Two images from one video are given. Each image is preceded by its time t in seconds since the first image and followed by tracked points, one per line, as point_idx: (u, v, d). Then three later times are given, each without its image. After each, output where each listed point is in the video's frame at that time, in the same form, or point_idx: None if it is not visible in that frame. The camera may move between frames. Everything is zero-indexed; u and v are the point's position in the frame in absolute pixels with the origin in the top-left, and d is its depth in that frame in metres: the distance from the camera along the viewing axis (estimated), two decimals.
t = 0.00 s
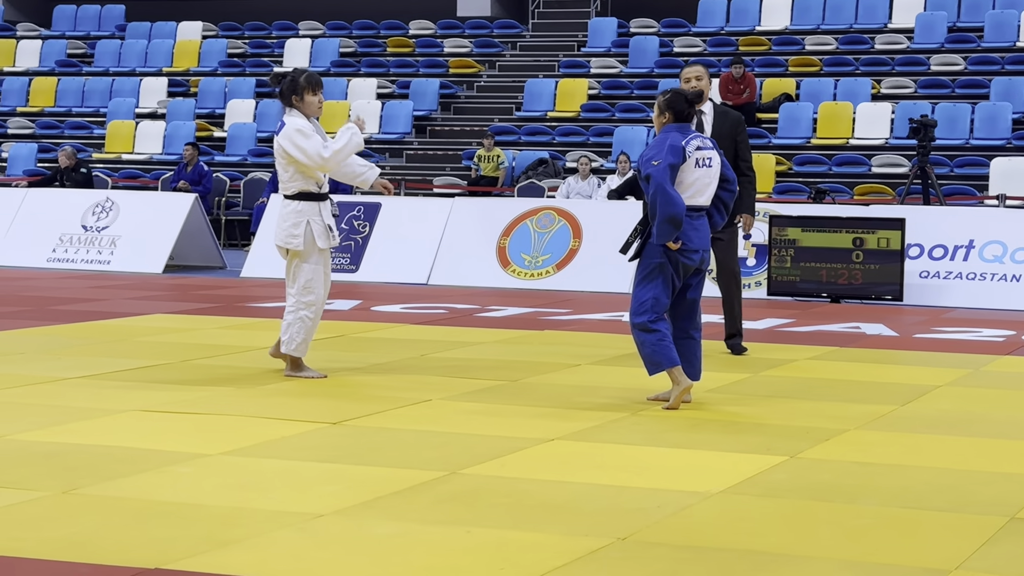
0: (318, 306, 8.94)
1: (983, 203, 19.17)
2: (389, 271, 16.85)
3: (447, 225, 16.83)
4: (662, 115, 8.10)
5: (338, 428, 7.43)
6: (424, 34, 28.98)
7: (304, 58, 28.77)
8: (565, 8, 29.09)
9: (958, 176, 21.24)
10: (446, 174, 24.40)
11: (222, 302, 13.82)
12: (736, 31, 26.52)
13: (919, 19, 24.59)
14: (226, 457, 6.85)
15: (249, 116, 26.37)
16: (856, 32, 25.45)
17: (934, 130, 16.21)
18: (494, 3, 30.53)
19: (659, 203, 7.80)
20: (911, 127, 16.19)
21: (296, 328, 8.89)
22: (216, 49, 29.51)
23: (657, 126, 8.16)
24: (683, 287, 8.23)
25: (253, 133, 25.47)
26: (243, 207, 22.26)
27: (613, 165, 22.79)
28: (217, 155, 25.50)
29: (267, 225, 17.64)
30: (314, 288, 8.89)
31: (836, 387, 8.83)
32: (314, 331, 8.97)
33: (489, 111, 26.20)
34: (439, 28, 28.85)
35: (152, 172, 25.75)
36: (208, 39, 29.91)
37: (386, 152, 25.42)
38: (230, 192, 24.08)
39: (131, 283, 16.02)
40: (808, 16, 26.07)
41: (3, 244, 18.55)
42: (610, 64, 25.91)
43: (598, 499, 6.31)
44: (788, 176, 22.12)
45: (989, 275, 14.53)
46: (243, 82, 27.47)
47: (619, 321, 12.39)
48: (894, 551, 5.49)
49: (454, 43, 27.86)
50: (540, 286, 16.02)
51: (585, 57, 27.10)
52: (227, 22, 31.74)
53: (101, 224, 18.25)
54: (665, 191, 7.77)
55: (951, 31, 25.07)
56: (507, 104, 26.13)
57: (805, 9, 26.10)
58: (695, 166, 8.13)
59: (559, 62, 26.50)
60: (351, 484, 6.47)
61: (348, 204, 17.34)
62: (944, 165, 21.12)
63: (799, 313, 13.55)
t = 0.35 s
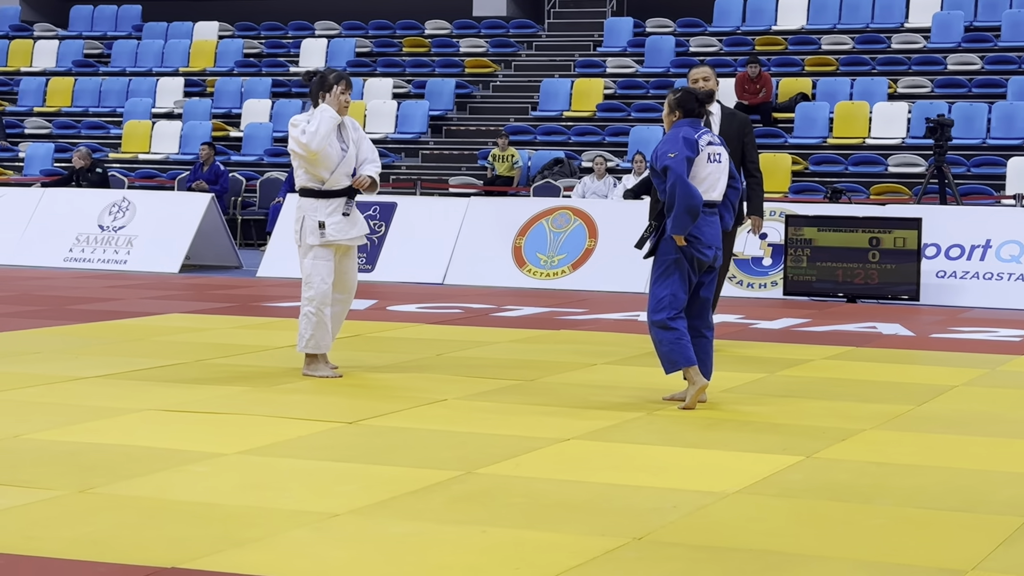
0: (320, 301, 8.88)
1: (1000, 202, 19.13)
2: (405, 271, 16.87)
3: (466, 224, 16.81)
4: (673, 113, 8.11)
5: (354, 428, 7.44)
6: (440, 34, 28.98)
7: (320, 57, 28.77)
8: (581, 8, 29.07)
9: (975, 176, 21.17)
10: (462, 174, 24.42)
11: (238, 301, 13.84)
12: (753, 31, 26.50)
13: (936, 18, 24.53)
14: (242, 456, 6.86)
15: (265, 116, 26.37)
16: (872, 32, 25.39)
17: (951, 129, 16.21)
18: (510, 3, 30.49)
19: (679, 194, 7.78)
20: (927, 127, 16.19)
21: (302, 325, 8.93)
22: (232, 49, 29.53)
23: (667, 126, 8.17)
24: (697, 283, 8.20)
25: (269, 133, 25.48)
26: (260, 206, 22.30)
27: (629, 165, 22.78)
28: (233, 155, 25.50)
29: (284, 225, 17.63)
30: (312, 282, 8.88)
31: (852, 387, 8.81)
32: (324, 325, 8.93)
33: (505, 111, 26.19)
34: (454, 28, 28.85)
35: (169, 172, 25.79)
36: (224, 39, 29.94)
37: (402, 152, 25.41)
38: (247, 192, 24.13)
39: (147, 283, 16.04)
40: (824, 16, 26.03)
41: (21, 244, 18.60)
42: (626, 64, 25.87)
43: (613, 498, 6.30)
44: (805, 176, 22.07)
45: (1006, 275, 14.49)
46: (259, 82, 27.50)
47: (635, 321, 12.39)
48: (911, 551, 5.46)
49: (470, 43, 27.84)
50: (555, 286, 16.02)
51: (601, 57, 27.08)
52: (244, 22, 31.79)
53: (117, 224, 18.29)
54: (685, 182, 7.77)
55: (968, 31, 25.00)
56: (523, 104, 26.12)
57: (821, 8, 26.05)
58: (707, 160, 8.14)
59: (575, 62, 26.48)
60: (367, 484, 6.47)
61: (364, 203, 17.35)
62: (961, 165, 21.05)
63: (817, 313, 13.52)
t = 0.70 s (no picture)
0: (336, 303, 8.89)
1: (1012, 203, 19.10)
2: (416, 271, 16.89)
3: (478, 225, 16.82)
4: (679, 116, 8.12)
5: (366, 428, 7.46)
6: (452, 35, 28.99)
7: (332, 58, 28.73)
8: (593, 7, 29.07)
9: (987, 177, 21.12)
10: (473, 175, 24.45)
11: (249, 301, 13.88)
12: (765, 31, 26.47)
13: (948, 19, 24.48)
14: (253, 456, 6.87)
15: (277, 116, 26.38)
16: (884, 32, 25.35)
17: (963, 129, 16.19)
18: (522, 4, 30.44)
19: (687, 207, 7.86)
20: (940, 127, 16.18)
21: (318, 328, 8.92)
22: (244, 50, 29.55)
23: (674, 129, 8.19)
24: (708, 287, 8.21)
25: (281, 134, 25.50)
26: (271, 207, 22.36)
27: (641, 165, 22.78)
28: (245, 155, 25.49)
29: (296, 225, 17.63)
30: (326, 284, 8.89)
31: (864, 387, 8.81)
32: (341, 328, 8.94)
33: (516, 110, 26.18)
34: (466, 28, 28.85)
35: (181, 172, 25.83)
36: (236, 40, 29.96)
37: (413, 153, 25.42)
38: (259, 193, 24.19)
39: (160, 283, 16.11)
40: (836, 16, 25.98)
41: (34, 244, 18.64)
42: (638, 65, 25.83)
43: (624, 498, 6.28)
44: (816, 176, 22.03)
45: (1018, 275, 14.47)
46: (271, 82, 27.53)
47: (645, 322, 12.40)
48: (923, 552, 5.42)
49: (482, 43, 27.81)
50: (567, 286, 16.03)
51: (613, 57, 27.07)
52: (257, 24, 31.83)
53: (130, 225, 18.31)
54: (695, 196, 7.86)
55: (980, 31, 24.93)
56: (534, 104, 26.09)
57: (834, 9, 26.01)
58: (718, 164, 8.13)
59: (587, 62, 26.45)
60: (379, 484, 6.46)
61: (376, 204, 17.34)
62: (973, 165, 21.01)
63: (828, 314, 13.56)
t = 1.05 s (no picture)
0: (354, 307, 8.77)
1: None
2: (429, 271, 16.91)
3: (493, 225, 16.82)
4: (679, 119, 8.12)
5: (379, 429, 7.46)
6: (464, 35, 29.01)
7: (344, 58, 28.73)
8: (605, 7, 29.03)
9: (1000, 177, 21.08)
10: (485, 175, 24.48)
11: (263, 302, 13.92)
12: (778, 31, 26.44)
13: (962, 18, 24.44)
14: (266, 456, 6.87)
15: (289, 117, 26.41)
16: (897, 32, 25.30)
17: (977, 130, 16.17)
18: (534, 4, 30.40)
19: (672, 210, 7.94)
20: (953, 127, 16.16)
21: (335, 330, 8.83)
22: (256, 50, 29.58)
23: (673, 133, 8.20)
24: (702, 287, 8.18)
25: (294, 134, 25.53)
26: (284, 207, 22.42)
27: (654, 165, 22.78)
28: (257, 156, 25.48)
29: (308, 226, 17.62)
30: (345, 287, 8.74)
31: (876, 388, 8.79)
32: (355, 331, 8.85)
33: (529, 111, 26.18)
34: (478, 28, 28.88)
35: (193, 172, 25.88)
36: (249, 41, 29.99)
37: (425, 153, 25.46)
38: (271, 193, 24.24)
39: (173, 284, 16.17)
40: (850, 15, 25.93)
41: (47, 244, 18.67)
42: (650, 65, 25.77)
43: (637, 498, 6.25)
44: (829, 176, 21.98)
45: None
46: (283, 83, 27.54)
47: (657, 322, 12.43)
48: (937, 553, 5.37)
49: (494, 44, 27.82)
50: (578, 287, 16.01)
51: (625, 57, 27.06)
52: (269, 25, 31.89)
53: (143, 225, 18.35)
54: (685, 199, 7.92)
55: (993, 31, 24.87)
56: (546, 104, 26.08)
57: (847, 8, 25.96)
58: (715, 171, 8.17)
59: (599, 63, 26.43)
60: (391, 484, 6.43)
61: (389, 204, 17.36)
62: (986, 165, 20.98)
63: (841, 313, 13.61)
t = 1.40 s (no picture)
0: (381, 304, 8.71)
1: None
2: (439, 271, 16.93)
3: (504, 225, 16.81)
4: (658, 121, 8.58)
5: (389, 429, 7.48)
6: (474, 36, 29.01)
7: (353, 58, 28.71)
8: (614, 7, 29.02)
9: (1010, 177, 21.06)
10: (494, 176, 24.54)
11: (272, 302, 13.94)
12: (787, 30, 26.44)
13: (971, 19, 24.41)
14: (275, 457, 6.87)
15: (299, 117, 26.46)
16: (907, 32, 25.28)
17: (987, 130, 16.16)
18: (543, 4, 30.36)
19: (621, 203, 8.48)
20: (963, 127, 16.15)
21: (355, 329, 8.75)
22: (266, 51, 29.60)
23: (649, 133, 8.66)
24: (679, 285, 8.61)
25: (303, 134, 25.55)
26: (294, 208, 22.48)
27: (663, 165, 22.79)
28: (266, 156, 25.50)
29: (318, 226, 17.63)
30: (372, 283, 8.71)
31: (885, 388, 8.80)
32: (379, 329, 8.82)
33: (538, 111, 26.17)
34: (488, 29, 28.90)
35: (203, 172, 25.91)
36: (258, 41, 30.02)
37: (435, 153, 25.49)
38: (280, 194, 24.29)
39: (182, 284, 16.21)
40: (859, 15, 25.90)
41: (57, 244, 18.70)
42: (659, 65, 25.61)
43: (646, 499, 6.24)
44: (838, 176, 21.98)
45: None
46: (293, 83, 27.56)
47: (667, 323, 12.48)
48: (947, 553, 5.35)
49: (503, 44, 27.81)
50: (587, 287, 16.01)
51: (635, 57, 27.05)
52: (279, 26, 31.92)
53: (152, 225, 18.36)
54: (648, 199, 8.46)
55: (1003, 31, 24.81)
56: (556, 104, 26.07)
57: (857, 8, 25.92)
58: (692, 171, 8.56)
59: (608, 63, 26.40)
60: (401, 484, 6.43)
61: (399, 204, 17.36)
62: (996, 166, 20.96)
63: (849, 313, 13.65)
